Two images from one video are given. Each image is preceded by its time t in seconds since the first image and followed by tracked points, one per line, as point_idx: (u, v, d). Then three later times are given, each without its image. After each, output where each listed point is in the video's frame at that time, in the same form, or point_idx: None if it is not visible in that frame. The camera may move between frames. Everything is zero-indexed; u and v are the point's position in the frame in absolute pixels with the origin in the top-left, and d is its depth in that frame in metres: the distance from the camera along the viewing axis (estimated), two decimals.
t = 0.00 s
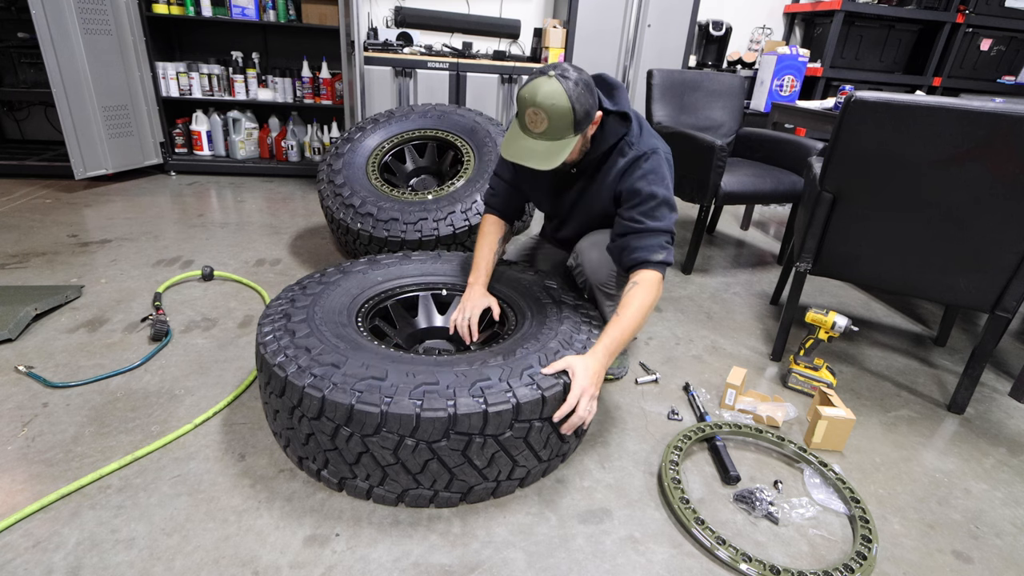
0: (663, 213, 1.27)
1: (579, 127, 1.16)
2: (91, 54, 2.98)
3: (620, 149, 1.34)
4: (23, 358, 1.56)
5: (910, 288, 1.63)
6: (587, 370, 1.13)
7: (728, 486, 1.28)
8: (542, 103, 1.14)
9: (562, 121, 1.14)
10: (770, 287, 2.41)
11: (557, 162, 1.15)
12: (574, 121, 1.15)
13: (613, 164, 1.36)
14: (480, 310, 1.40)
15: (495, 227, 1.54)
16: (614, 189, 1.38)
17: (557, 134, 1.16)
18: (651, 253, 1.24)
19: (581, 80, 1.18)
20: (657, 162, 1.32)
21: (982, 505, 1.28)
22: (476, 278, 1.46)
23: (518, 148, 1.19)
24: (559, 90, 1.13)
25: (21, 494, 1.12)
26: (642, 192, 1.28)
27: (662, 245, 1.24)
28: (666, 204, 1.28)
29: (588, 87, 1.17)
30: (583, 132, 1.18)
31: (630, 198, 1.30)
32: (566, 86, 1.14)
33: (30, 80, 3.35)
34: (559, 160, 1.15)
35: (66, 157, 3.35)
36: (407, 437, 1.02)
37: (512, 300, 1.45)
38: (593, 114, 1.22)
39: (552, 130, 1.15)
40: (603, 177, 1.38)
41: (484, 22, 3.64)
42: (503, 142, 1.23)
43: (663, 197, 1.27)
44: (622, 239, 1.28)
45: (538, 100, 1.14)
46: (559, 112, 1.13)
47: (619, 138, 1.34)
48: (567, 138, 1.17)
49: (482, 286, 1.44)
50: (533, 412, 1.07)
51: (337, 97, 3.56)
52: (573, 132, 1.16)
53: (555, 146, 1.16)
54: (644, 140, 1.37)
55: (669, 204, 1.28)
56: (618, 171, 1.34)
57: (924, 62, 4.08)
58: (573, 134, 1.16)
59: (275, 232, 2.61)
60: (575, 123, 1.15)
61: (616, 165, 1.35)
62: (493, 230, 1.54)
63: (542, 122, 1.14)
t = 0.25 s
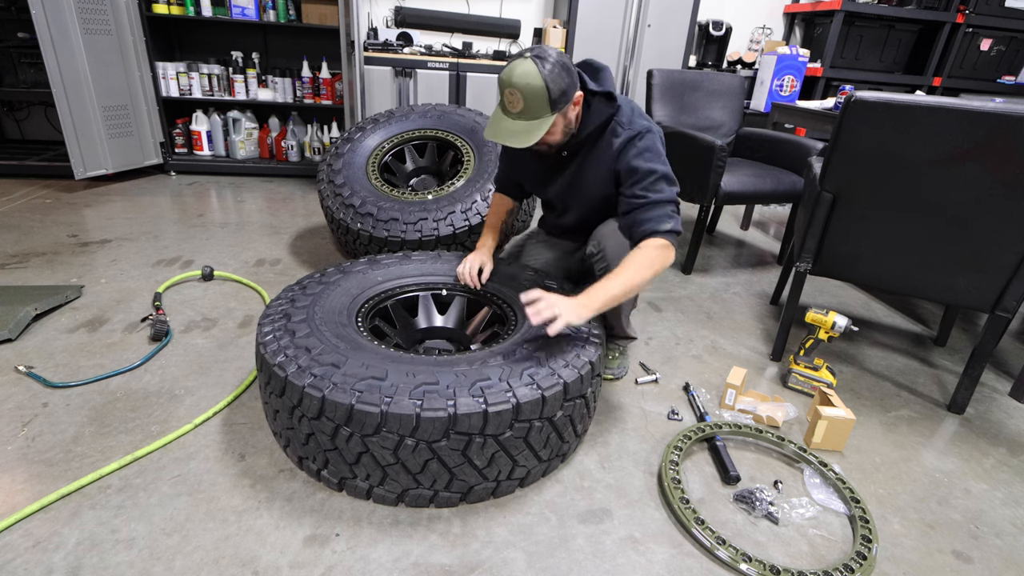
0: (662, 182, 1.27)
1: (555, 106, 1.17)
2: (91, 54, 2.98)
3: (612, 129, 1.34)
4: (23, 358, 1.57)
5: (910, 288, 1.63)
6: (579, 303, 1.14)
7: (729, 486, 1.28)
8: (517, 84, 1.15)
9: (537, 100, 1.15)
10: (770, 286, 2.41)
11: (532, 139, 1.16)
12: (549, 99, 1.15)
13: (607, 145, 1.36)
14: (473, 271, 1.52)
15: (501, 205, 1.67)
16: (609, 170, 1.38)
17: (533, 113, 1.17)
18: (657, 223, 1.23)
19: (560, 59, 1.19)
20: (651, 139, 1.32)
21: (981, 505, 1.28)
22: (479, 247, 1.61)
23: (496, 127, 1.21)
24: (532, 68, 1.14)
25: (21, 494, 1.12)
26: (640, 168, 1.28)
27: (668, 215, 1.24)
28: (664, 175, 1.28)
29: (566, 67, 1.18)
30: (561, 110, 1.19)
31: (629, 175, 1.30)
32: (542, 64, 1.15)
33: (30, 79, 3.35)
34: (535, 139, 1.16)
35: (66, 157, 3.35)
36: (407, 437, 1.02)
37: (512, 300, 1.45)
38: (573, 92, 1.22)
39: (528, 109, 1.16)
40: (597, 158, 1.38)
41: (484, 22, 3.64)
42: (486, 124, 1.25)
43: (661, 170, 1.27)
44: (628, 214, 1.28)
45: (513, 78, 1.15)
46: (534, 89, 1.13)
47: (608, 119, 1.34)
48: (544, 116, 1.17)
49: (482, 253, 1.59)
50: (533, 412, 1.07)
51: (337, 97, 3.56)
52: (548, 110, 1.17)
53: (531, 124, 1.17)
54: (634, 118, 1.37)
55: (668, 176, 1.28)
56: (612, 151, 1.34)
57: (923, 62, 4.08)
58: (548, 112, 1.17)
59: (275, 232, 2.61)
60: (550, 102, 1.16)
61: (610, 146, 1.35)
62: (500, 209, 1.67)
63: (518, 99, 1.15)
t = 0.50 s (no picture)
0: (652, 165, 1.34)
1: (543, 97, 1.21)
2: (91, 54, 2.98)
3: (603, 118, 1.38)
4: (23, 358, 1.57)
5: (910, 288, 1.63)
6: (559, 255, 1.31)
7: (729, 486, 1.28)
8: (503, 77, 1.18)
9: (524, 92, 1.18)
10: (770, 286, 2.41)
11: (521, 131, 1.20)
12: (536, 91, 1.19)
13: (599, 133, 1.40)
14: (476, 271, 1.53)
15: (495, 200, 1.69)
16: (603, 156, 1.42)
17: (520, 103, 1.20)
18: (652, 201, 1.31)
19: (546, 50, 1.22)
20: (639, 125, 1.38)
21: (982, 505, 1.28)
22: (479, 246, 1.61)
23: (487, 118, 1.25)
24: (518, 61, 1.17)
25: (21, 494, 1.12)
26: (631, 152, 1.35)
27: (661, 191, 1.32)
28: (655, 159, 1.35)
29: (552, 59, 1.21)
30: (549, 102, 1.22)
31: (622, 159, 1.37)
32: (527, 55, 1.18)
33: (30, 79, 3.35)
34: (522, 130, 1.20)
35: (66, 157, 3.35)
36: (407, 437, 1.02)
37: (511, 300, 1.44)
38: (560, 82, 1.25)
39: (515, 100, 1.20)
40: (590, 147, 1.41)
41: (484, 22, 3.64)
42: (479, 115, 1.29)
43: (652, 152, 1.34)
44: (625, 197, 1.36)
45: (499, 69, 1.18)
46: (519, 80, 1.17)
47: (597, 108, 1.38)
48: (531, 107, 1.21)
49: (483, 252, 1.59)
50: (533, 412, 1.07)
51: (337, 97, 3.56)
52: (535, 102, 1.20)
53: (519, 117, 1.21)
54: (623, 106, 1.41)
55: (659, 157, 1.35)
56: (604, 139, 1.39)
57: (923, 62, 4.08)
58: (536, 104, 1.21)
59: (275, 232, 2.61)
60: (537, 94, 1.20)
61: (602, 134, 1.39)
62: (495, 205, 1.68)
63: (505, 91, 1.19)
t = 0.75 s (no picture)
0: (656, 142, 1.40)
1: (545, 70, 1.28)
2: (91, 54, 2.98)
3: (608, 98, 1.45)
4: (23, 358, 1.57)
5: (910, 288, 1.63)
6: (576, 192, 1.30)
7: (728, 486, 1.28)
8: (509, 48, 1.26)
9: (527, 63, 1.25)
10: (770, 286, 2.41)
11: (521, 99, 1.26)
12: (539, 63, 1.26)
13: (604, 112, 1.45)
14: (478, 271, 1.53)
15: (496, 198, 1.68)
16: (607, 135, 1.46)
17: (523, 74, 1.27)
18: (660, 173, 1.36)
19: (552, 30, 1.30)
20: (642, 105, 1.44)
21: (982, 505, 1.28)
22: (479, 246, 1.61)
23: (491, 89, 1.31)
24: (523, 35, 1.25)
25: (21, 494, 1.12)
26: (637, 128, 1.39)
27: (668, 165, 1.37)
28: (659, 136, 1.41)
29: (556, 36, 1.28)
30: (551, 75, 1.29)
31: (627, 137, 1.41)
32: (532, 29, 1.26)
33: (30, 79, 3.35)
34: (523, 98, 1.26)
35: (66, 157, 3.35)
36: (407, 436, 1.02)
37: (511, 300, 1.44)
38: (563, 60, 1.32)
39: (517, 69, 1.26)
40: (595, 126, 1.45)
41: (484, 22, 3.64)
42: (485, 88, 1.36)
43: (657, 129, 1.40)
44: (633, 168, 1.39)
45: (506, 41, 1.26)
46: (522, 50, 1.24)
47: (601, 87, 1.44)
48: (532, 78, 1.27)
49: (484, 252, 1.59)
50: (532, 412, 1.07)
51: (337, 97, 3.56)
52: (538, 74, 1.27)
53: (520, 87, 1.27)
54: (624, 89, 1.47)
55: (662, 134, 1.41)
56: (610, 117, 1.44)
57: (923, 62, 4.08)
58: (538, 76, 1.27)
59: (275, 232, 2.61)
60: (540, 67, 1.27)
61: (606, 113, 1.45)
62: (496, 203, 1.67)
63: (508, 61, 1.26)
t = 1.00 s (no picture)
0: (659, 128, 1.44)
1: (547, 54, 1.32)
2: (91, 54, 2.98)
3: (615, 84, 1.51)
4: (23, 358, 1.57)
5: (910, 288, 1.63)
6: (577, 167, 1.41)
7: (728, 486, 1.28)
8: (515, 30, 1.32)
9: (529, 45, 1.31)
10: (770, 286, 2.41)
11: (518, 78, 1.31)
12: (541, 47, 1.31)
13: (611, 98, 1.51)
14: (479, 271, 1.52)
15: (499, 198, 1.68)
16: (614, 122, 1.51)
17: (524, 55, 1.33)
18: (657, 161, 1.42)
19: (562, 17, 1.35)
20: (649, 91, 1.49)
21: (982, 505, 1.28)
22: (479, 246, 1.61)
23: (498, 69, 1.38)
24: (531, 18, 1.31)
25: (21, 494, 1.12)
26: (639, 115, 1.45)
27: (666, 153, 1.42)
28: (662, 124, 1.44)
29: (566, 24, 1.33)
30: (553, 60, 1.34)
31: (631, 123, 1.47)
32: (541, 13, 1.31)
33: (30, 79, 3.35)
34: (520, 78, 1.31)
35: (66, 157, 3.35)
36: (407, 437, 1.02)
37: (511, 299, 1.45)
38: (569, 48, 1.37)
39: (519, 49, 1.32)
40: (602, 112, 1.51)
41: (484, 22, 3.64)
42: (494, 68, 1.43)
43: (660, 116, 1.43)
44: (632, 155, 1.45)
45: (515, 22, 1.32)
46: (526, 31, 1.29)
47: (610, 75, 1.51)
48: (533, 62, 1.32)
49: (484, 252, 1.58)
50: (533, 412, 1.07)
51: (337, 97, 3.56)
52: (539, 57, 1.32)
53: (520, 68, 1.33)
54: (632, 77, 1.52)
55: (666, 122, 1.44)
56: (616, 104, 1.49)
57: (923, 62, 4.08)
58: (538, 59, 1.32)
59: (275, 232, 2.61)
60: (542, 50, 1.32)
61: (614, 99, 1.50)
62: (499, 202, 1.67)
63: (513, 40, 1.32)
